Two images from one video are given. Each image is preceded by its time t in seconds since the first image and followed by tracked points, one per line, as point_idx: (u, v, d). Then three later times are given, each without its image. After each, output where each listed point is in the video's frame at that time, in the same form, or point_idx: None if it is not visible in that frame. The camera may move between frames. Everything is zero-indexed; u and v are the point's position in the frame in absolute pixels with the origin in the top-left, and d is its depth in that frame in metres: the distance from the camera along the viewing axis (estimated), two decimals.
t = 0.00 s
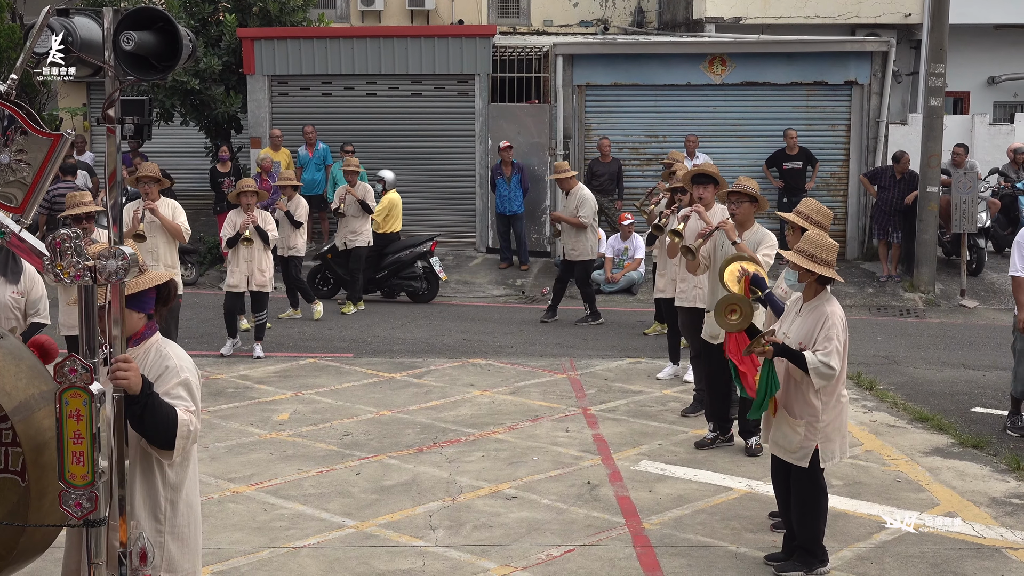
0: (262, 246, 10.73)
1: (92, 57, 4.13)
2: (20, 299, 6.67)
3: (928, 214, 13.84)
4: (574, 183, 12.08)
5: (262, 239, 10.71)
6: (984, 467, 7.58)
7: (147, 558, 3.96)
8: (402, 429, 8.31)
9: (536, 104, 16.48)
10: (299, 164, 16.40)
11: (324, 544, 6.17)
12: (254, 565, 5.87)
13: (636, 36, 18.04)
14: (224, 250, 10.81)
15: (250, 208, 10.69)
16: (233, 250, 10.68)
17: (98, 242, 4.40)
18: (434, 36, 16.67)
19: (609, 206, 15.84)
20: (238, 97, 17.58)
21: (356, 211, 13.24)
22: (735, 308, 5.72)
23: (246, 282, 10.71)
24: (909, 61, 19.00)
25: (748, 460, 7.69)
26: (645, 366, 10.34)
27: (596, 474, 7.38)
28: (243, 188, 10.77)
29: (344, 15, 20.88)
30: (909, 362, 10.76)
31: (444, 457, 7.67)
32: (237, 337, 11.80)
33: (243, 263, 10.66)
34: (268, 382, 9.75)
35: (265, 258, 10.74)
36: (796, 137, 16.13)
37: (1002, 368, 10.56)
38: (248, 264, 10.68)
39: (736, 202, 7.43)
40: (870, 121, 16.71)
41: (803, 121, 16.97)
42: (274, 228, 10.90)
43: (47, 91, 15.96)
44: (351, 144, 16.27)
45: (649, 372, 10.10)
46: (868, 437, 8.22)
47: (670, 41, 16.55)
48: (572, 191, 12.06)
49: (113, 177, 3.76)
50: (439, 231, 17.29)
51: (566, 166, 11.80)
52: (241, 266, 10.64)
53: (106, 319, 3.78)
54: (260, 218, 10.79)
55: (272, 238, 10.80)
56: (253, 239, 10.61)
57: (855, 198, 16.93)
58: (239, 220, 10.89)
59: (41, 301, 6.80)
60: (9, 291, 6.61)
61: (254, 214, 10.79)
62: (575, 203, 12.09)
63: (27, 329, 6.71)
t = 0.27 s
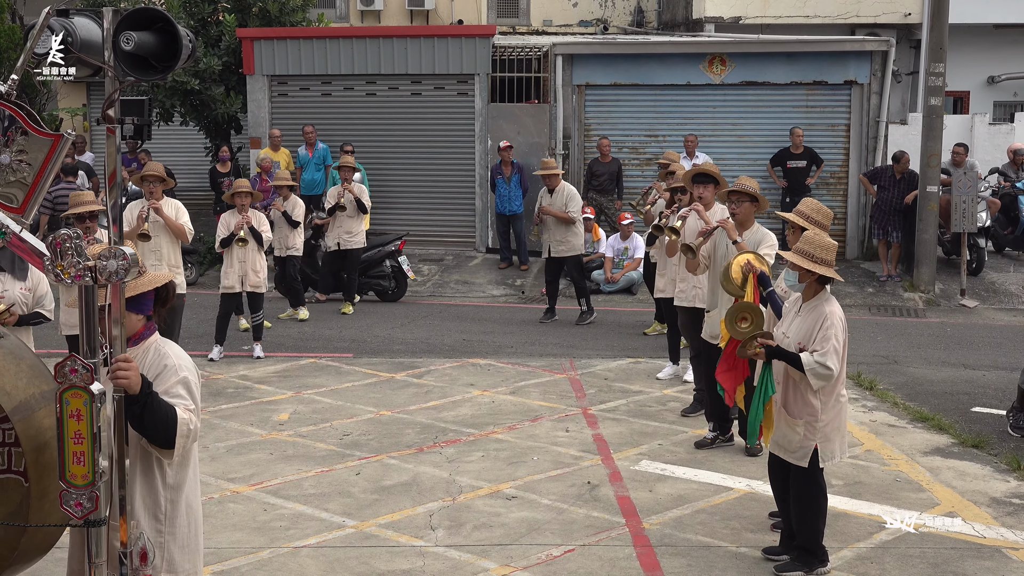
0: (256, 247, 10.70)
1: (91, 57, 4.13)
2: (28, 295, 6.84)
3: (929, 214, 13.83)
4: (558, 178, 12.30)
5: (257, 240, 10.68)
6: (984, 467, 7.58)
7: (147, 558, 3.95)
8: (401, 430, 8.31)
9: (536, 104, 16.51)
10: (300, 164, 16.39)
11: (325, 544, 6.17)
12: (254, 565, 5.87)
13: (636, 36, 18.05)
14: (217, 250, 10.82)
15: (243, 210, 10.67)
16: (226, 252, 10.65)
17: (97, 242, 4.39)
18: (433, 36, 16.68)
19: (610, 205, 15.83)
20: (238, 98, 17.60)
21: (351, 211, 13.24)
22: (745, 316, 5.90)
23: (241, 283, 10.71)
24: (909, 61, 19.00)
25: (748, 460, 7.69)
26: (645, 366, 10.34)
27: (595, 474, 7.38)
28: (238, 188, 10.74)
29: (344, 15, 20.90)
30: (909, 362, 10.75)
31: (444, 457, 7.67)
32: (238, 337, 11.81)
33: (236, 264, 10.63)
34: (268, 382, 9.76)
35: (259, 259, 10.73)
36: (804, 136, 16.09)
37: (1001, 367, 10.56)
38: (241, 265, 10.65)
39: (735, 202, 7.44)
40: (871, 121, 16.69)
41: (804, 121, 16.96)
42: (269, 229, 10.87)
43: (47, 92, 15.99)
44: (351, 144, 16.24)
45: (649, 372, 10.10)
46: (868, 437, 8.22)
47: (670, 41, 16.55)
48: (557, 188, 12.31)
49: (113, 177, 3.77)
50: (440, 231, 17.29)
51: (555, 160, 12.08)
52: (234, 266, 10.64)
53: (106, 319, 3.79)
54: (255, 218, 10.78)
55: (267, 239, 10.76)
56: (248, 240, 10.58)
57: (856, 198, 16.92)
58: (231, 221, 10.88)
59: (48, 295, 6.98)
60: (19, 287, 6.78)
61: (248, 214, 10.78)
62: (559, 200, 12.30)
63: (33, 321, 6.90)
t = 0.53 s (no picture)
0: (250, 248, 10.70)
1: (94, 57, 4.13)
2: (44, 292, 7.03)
3: (931, 213, 13.82)
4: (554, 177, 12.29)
5: (251, 241, 10.68)
6: (986, 467, 7.57)
7: (148, 558, 3.98)
8: (403, 430, 8.31)
9: (538, 104, 16.53)
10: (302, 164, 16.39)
11: (327, 544, 6.17)
12: (256, 565, 5.88)
13: (638, 36, 18.06)
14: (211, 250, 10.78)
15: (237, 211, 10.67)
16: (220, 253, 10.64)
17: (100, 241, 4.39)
18: (435, 36, 16.68)
19: (612, 205, 15.83)
20: (240, 98, 17.61)
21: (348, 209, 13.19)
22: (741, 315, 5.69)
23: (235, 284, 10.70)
24: (911, 61, 18.99)
25: (750, 459, 7.69)
26: (647, 366, 10.34)
27: (598, 473, 7.38)
28: (232, 188, 10.73)
29: (346, 16, 20.91)
30: (912, 362, 10.74)
31: (446, 457, 7.67)
32: (240, 337, 11.82)
33: (229, 265, 10.60)
34: (271, 382, 9.76)
35: (253, 260, 10.71)
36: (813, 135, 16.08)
37: (1004, 367, 10.55)
38: (235, 265, 10.62)
39: (738, 202, 7.43)
40: (873, 121, 16.68)
41: (806, 121, 16.95)
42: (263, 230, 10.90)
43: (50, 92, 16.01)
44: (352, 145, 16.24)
45: (651, 372, 10.10)
46: (870, 437, 8.22)
47: (671, 41, 16.55)
48: (554, 187, 12.31)
49: (115, 178, 3.77)
50: (442, 231, 17.30)
51: (549, 161, 12.07)
52: (229, 267, 10.59)
53: (109, 320, 3.75)
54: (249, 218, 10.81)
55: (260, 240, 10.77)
56: (242, 241, 10.58)
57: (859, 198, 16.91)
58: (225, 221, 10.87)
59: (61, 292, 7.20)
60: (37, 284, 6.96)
61: (242, 215, 10.78)
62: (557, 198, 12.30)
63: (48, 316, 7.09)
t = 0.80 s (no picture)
0: (244, 248, 10.68)
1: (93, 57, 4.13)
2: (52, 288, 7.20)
3: (932, 213, 13.81)
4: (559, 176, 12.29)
5: (245, 242, 10.66)
6: (988, 466, 7.57)
7: (149, 559, 3.96)
8: (405, 430, 8.31)
9: (539, 104, 16.52)
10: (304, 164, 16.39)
11: (328, 544, 6.17)
12: (257, 566, 5.87)
13: (640, 36, 18.06)
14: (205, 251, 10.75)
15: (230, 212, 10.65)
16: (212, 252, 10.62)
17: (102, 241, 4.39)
18: (436, 36, 16.68)
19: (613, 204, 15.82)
20: (242, 98, 17.62)
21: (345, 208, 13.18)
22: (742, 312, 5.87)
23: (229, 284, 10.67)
24: (913, 60, 18.99)
25: (752, 459, 7.69)
26: (649, 366, 10.35)
27: (599, 473, 7.37)
28: (226, 189, 10.73)
29: (347, 15, 20.91)
30: (914, 362, 10.74)
31: (448, 457, 7.67)
32: (241, 337, 11.82)
33: (223, 265, 10.57)
34: (272, 382, 9.76)
35: (246, 260, 10.69)
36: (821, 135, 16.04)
37: (1006, 367, 10.54)
38: (228, 265, 10.59)
39: (739, 202, 7.44)
40: (874, 121, 16.67)
41: (807, 121, 16.94)
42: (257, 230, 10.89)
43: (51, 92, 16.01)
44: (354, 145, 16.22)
45: (653, 371, 10.09)
46: (872, 437, 8.21)
47: (673, 40, 16.55)
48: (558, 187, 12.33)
49: (116, 178, 3.77)
50: (443, 231, 17.30)
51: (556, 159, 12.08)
52: (223, 267, 10.56)
53: (110, 319, 3.73)
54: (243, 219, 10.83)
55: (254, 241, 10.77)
56: (235, 242, 10.55)
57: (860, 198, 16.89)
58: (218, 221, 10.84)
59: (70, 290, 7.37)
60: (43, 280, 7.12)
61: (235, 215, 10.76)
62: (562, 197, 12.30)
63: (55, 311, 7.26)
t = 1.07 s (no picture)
0: (239, 248, 10.71)
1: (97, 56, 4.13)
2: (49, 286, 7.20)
3: (936, 214, 13.80)
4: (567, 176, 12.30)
5: (240, 242, 10.68)
6: (992, 468, 7.56)
7: (153, 558, 3.93)
8: (408, 430, 8.31)
9: (544, 104, 16.52)
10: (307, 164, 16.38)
11: (331, 544, 6.17)
12: (260, 565, 5.87)
13: (643, 36, 18.06)
14: (199, 250, 10.77)
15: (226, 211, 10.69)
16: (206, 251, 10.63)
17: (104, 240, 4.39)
18: (440, 36, 16.70)
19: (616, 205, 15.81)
20: (245, 98, 17.64)
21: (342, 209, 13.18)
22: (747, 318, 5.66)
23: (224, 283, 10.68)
24: (917, 61, 18.98)
25: (755, 460, 7.68)
26: (652, 367, 10.34)
27: (602, 474, 7.37)
28: (221, 189, 10.75)
29: (351, 16, 20.93)
30: (917, 363, 10.73)
31: (451, 457, 7.67)
32: (244, 337, 11.83)
33: (219, 265, 10.59)
34: (275, 382, 9.77)
35: (241, 260, 10.72)
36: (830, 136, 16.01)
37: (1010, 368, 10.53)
38: (224, 265, 10.61)
39: (743, 202, 7.43)
40: (878, 122, 16.65)
41: (811, 121, 16.93)
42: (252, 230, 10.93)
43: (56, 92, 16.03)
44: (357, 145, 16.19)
45: (656, 372, 10.09)
46: (875, 438, 8.21)
47: (676, 41, 16.54)
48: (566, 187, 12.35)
49: (119, 178, 3.77)
50: (446, 231, 17.30)
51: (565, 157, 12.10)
52: (218, 267, 10.59)
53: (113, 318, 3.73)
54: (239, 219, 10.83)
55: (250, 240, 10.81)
56: (232, 242, 10.58)
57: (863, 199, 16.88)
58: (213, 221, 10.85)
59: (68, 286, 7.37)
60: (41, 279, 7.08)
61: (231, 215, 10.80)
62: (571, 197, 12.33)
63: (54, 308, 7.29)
